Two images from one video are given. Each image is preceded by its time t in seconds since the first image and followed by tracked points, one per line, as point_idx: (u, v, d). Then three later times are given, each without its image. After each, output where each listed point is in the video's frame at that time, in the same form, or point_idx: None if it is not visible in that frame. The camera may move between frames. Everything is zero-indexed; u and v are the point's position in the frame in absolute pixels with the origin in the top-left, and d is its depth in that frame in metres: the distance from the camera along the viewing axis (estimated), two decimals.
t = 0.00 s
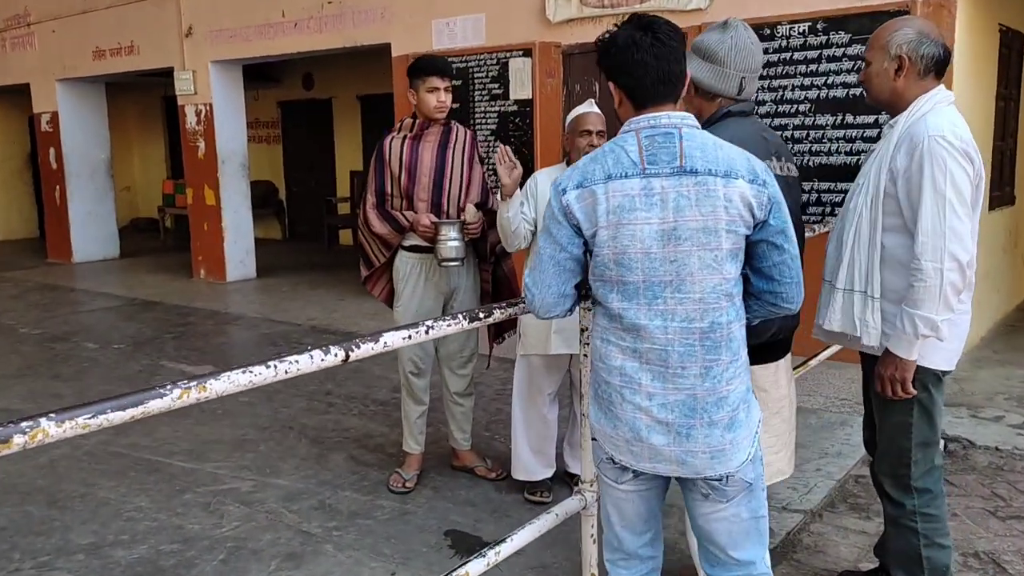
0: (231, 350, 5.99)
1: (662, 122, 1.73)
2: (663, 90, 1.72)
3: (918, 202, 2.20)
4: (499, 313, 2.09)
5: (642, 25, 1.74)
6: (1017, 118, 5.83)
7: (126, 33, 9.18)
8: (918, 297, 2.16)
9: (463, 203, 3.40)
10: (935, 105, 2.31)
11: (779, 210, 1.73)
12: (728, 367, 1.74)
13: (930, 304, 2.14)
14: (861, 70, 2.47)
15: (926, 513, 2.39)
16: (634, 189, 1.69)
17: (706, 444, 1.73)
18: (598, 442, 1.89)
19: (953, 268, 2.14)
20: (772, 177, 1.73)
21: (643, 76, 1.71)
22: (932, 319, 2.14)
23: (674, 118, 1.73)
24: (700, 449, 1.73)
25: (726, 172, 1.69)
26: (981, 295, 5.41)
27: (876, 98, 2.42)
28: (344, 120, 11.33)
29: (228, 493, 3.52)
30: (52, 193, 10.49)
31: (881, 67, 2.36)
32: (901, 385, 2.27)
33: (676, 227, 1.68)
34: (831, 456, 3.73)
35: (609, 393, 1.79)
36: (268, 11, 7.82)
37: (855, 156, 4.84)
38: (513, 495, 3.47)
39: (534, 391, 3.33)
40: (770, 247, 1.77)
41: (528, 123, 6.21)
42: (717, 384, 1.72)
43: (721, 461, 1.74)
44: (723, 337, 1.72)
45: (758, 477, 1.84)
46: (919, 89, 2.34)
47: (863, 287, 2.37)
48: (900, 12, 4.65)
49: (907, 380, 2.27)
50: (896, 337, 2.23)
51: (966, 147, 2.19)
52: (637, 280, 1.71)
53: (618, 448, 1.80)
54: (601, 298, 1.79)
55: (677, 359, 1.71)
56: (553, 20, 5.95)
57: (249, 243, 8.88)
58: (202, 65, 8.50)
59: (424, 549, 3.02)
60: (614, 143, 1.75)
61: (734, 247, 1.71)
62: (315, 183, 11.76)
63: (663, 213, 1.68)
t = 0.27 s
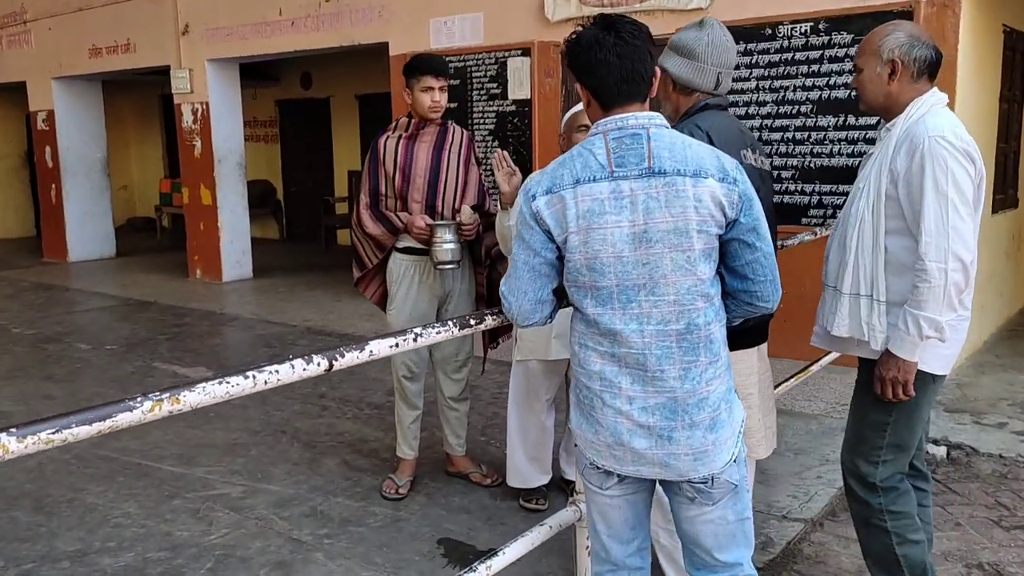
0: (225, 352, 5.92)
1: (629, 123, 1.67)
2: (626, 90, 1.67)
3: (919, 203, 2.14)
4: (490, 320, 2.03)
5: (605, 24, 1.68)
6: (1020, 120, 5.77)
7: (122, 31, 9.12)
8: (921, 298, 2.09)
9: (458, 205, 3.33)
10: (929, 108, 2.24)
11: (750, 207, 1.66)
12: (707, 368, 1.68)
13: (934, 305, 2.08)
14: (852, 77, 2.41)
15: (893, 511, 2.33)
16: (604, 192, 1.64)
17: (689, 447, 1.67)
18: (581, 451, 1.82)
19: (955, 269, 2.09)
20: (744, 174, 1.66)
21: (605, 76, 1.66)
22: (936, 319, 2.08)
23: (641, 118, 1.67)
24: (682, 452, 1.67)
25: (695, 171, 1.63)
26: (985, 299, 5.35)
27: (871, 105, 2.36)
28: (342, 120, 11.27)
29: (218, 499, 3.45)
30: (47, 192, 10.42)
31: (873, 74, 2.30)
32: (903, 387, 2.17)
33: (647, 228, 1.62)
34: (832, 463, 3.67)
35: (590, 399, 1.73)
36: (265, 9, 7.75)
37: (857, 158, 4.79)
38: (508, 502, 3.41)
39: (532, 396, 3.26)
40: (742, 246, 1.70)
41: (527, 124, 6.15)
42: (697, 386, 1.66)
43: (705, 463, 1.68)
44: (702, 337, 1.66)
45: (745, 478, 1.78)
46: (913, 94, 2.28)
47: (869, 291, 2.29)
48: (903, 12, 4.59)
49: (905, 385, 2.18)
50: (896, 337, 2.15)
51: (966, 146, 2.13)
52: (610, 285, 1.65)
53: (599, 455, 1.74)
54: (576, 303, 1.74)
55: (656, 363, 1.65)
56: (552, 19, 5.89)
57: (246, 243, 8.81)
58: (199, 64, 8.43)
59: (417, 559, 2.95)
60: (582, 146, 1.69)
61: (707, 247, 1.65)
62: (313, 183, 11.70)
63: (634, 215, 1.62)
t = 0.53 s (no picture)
0: (222, 355, 5.89)
1: (616, 126, 1.63)
2: (611, 91, 1.63)
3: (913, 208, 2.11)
4: (487, 326, 1.99)
5: (591, 25, 1.64)
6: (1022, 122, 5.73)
7: (120, 32, 9.09)
8: (918, 304, 2.07)
9: (456, 208, 3.29)
10: (921, 111, 2.20)
11: (739, 208, 1.62)
12: (702, 371, 1.65)
13: (930, 311, 2.06)
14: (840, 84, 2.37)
15: (872, 516, 2.29)
16: (591, 198, 1.61)
17: (685, 450, 1.65)
18: (577, 457, 1.80)
19: (952, 274, 2.07)
20: (732, 175, 1.63)
21: (589, 79, 1.62)
22: (934, 325, 2.06)
23: (628, 120, 1.63)
24: (679, 456, 1.65)
25: (683, 174, 1.60)
26: (987, 302, 5.32)
27: (863, 110, 2.32)
28: (341, 121, 11.24)
29: (213, 505, 3.42)
30: (45, 194, 10.39)
31: (864, 79, 2.26)
32: (902, 394, 2.14)
33: (635, 234, 1.59)
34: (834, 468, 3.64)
35: (585, 404, 1.71)
36: (264, 11, 7.72)
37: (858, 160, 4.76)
38: (507, 508, 3.37)
39: (530, 401, 3.23)
40: (731, 247, 1.66)
41: (527, 126, 6.13)
42: (691, 389, 1.63)
43: (702, 466, 1.66)
44: (695, 340, 1.63)
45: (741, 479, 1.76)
46: (904, 96, 2.24)
47: (865, 294, 2.24)
48: (904, 14, 4.56)
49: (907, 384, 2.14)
50: (895, 343, 2.12)
51: (958, 150, 2.10)
52: (600, 291, 1.62)
53: (595, 460, 1.72)
54: (569, 309, 1.71)
55: (649, 368, 1.63)
56: (551, 21, 5.86)
57: (244, 246, 8.78)
58: (197, 66, 8.40)
59: (414, 566, 2.92)
60: (569, 150, 1.66)
61: (697, 250, 1.62)
62: (311, 185, 11.66)
63: (622, 220, 1.60)
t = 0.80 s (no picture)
0: (222, 354, 5.87)
1: (628, 128, 1.63)
2: (624, 93, 1.63)
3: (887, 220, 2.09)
4: (488, 328, 1.97)
5: (605, 26, 1.64)
6: None
7: (123, 30, 9.07)
8: (889, 322, 2.04)
9: (457, 208, 3.27)
10: (902, 121, 2.17)
11: (749, 216, 1.62)
12: (707, 375, 1.66)
13: (902, 329, 2.03)
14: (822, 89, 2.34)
15: (878, 526, 2.27)
16: (601, 200, 1.60)
17: (690, 454, 1.65)
18: (579, 463, 1.78)
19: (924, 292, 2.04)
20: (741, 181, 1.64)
21: (602, 79, 1.62)
22: (904, 343, 2.03)
23: (640, 123, 1.63)
24: (683, 460, 1.65)
25: (694, 179, 1.59)
26: (990, 307, 5.30)
27: (847, 116, 2.30)
28: (343, 120, 11.22)
29: (210, 506, 3.40)
30: (46, 191, 10.38)
31: (847, 84, 2.24)
32: (874, 413, 2.11)
33: (645, 237, 1.59)
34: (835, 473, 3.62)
35: (590, 409, 1.69)
36: (266, 9, 7.70)
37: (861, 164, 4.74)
38: (506, 511, 3.35)
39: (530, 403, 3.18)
40: (739, 254, 1.66)
41: (529, 126, 6.11)
42: (697, 394, 1.64)
43: (706, 470, 1.67)
44: (702, 345, 1.64)
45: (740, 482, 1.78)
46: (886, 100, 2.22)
47: (837, 307, 2.24)
48: (910, 17, 4.53)
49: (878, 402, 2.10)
50: (867, 360, 2.09)
51: (937, 165, 2.07)
52: (609, 294, 1.61)
53: (599, 466, 1.70)
54: (575, 311, 1.70)
55: (657, 372, 1.62)
56: (554, 21, 5.84)
57: (244, 244, 8.76)
58: (199, 63, 8.39)
59: (412, 569, 2.89)
60: (578, 151, 1.65)
61: (705, 255, 1.62)
62: (313, 184, 11.65)
63: (632, 223, 1.59)
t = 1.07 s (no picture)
0: (221, 353, 5.85)
1: (658, 130, 1.65)
2: (654, 94, 1.66)
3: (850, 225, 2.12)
4: (489, 331, 1.95)
5: (638, 26, 1.68)
6: None
7: (123, 27, 9.05)
8: (853, 327, 2.08)
9: (457, 209, 3.25)
10: (869, 125, 2.20)
11: (773, 224, 1.66)
12: (724, 380, 1.69)
13: (866, 334, 2.07)
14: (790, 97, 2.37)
15: (875, 531, 2.25)
16: (631, 199, 1.62)
17: (704, 456, 1.68)
18: (591, 464, 1.79)
19: (887, 298, 2.07)
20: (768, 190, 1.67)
21: (633, 77, 1.65)
22: (868, 349, 2.07)
23: (672, 125, 1.66)
24: (697, 462, 1.68)
25: (723, 185, 1.62)
26: (992, 310, 5.28)
27: (817, 123, 2.32)
28: (343, 119, 11.20)
29: (208, 506, 3.38)
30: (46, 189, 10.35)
31: (816, 90, 2.26)
32: (842, 417, 2.15)
33: (672, 240, 1.61)
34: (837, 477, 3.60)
35: (606, 408, 1.71)
36: (267, 7, 7.68)
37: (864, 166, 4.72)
38: (507, 512, 3.32)
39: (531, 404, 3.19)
40: (762, 261, 1.69)
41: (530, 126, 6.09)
42: (714, 397, 1.67)
43: (719, 473, 1.70)
44: (721, 349, 1.67)
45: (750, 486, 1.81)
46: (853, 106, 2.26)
47: (811, 315, 2.27)
48: (913, 18, 4.51)
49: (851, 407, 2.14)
50: (834, 364, 2.13)
51: (902, 170, 2.09)
52: (634, 294, 1.63)
53: (611, 466, 1.72)
54: (596, 311, 1.72)
55: (675, 375, 1.65)
56: (556, 21, 5.82)
57: (244, 243, 8.73)
58: (199, 62, 8.37)
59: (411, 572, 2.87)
60: (608, 148, 1.67)
61: (730, 261, 1.65)
62: (313, 183, 11.63)
63: (659, 225, 1.61)
